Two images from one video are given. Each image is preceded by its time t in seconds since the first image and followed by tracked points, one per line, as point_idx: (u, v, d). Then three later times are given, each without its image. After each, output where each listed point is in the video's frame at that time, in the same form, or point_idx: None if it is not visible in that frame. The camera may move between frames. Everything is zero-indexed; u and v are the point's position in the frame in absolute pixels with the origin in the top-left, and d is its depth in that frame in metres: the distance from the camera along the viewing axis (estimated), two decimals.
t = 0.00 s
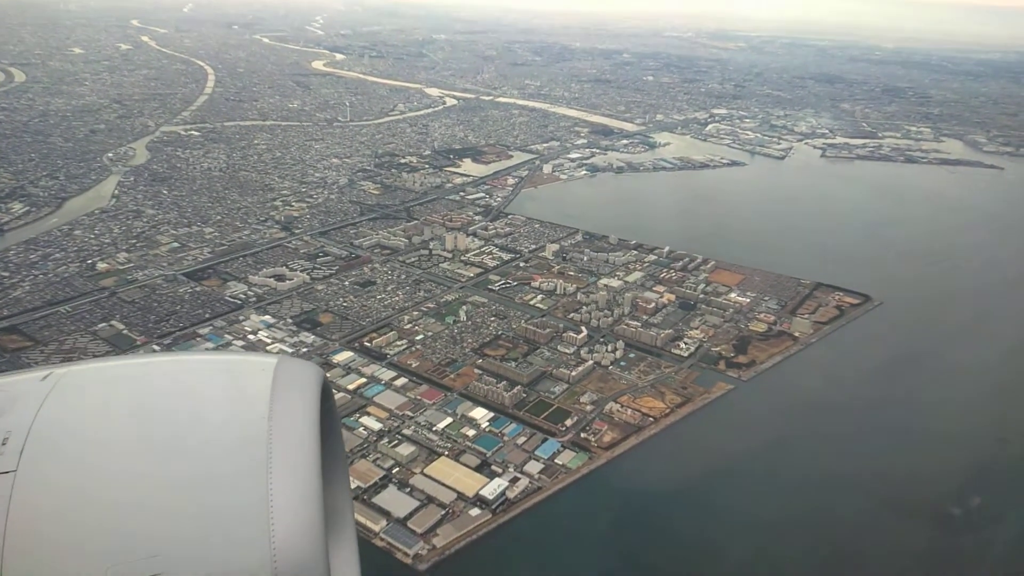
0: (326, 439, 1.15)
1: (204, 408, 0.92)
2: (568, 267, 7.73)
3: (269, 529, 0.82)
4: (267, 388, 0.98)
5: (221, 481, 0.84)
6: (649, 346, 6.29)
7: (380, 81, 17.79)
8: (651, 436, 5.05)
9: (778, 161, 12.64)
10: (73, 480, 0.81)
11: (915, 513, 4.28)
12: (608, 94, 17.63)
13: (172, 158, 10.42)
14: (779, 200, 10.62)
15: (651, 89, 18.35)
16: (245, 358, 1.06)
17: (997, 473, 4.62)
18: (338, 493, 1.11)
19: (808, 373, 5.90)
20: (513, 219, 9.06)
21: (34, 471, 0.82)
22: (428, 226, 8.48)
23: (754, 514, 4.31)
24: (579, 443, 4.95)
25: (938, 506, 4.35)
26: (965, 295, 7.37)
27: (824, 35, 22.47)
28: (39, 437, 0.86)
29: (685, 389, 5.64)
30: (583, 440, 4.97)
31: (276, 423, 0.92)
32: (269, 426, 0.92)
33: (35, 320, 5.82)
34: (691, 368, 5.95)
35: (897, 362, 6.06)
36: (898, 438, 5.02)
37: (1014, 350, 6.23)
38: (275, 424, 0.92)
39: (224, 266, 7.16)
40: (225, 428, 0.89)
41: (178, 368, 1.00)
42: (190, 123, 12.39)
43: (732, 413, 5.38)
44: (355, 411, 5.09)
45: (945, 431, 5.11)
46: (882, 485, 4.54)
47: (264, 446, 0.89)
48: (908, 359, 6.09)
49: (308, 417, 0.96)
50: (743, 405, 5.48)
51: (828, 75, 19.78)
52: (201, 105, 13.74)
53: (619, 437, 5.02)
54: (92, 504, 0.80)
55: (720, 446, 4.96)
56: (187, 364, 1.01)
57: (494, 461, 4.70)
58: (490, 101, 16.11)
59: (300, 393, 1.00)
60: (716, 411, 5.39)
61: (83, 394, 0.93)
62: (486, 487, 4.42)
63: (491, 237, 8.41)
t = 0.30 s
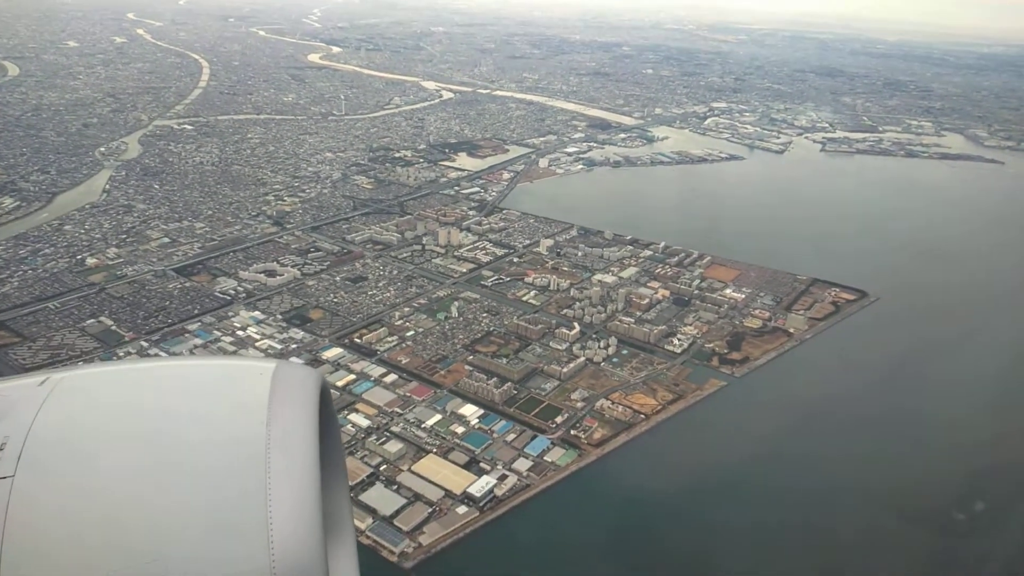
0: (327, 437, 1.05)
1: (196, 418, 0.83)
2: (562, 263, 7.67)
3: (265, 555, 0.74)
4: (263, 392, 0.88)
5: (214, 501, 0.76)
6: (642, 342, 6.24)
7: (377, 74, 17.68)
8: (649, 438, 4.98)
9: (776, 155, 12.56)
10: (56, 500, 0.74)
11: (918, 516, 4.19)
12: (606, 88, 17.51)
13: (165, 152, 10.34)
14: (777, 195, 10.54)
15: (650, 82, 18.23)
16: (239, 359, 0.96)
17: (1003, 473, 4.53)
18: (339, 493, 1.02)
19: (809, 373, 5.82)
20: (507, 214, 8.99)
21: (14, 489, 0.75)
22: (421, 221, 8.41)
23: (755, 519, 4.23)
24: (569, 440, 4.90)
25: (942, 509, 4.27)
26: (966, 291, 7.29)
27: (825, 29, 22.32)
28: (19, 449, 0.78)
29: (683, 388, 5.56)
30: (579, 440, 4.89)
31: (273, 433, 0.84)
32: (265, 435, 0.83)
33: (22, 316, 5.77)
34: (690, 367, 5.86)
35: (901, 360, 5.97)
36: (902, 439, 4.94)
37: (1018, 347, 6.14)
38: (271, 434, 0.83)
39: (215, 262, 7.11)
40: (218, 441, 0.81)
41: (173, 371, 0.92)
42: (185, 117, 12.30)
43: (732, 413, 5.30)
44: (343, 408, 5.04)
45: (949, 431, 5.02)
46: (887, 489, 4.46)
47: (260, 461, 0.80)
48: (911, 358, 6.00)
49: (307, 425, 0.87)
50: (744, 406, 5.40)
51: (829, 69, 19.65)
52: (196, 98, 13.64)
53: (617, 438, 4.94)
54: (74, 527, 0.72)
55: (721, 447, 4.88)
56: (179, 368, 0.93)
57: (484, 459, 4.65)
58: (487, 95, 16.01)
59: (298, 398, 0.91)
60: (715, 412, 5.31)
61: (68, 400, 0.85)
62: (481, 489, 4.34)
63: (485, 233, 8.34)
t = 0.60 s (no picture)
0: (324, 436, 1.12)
1: (206, 416, 0.90)
2: (555, 256, 7.74)
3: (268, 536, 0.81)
4: (266, 394, 0.96)
5: (222, 487, 0.82)
6: (632, 333, 6.32)
7: (376, 67, 17.72)
8: (645, 433, 5.03)
9: (772, 150, 12.61)
10: (76, 491, 0.80)
11: (913, 516, 4.27)
12: (604, 81, 17.55)
13: (163, 143, 10.40)
14: (773, 189, 10.59)
15: (648, 76, 18.27)
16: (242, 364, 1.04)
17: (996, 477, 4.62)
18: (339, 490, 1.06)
19: (805, 369, 5.86)
20: (502, 207, 9.06)
21: (37, 479, 0.81)
22: (416, 214, 8.48)
23: (754, 517, 4.29)
24: (557, 431, 4.98)
25: (936, 509, 4.34)
26: (959, 289, 7.36)
27: (824, 23, 22.33)
28: (41, 445, 0.85)
29: (679, 383, 5.61)
30: (576, 435, 4.94)
31: (276, 430, 0.91)
32: (269, 432, 0.90)
33: (19, 307, 5.84)
34: (686, 363, 5.90)
35: (897, 359, 6.02)
36: (896, 439, 5.00)
37: (1009, 349, 6.23)
38: (275, 430, 0.91)
39: (211, 253, 7.18)
40: (226, 437, 0.88)
41: (181, 375, 0.99)
42: (183, 109, 12.35)
43: (728, 409, 5.34)
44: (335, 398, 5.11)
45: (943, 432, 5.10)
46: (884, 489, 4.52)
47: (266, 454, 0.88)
48: (907, 357, 6.06)
49: (308, 423, 0.95)
50: (740, 402, 5.44)
51: (827, 64, 19.69)
52: (195, 90, 13.68)
53: (614, 434, 4.98)
54: (93, 514, 0.79)
55: (719, 444, 4.92)
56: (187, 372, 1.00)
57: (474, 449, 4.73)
58: (485, 88, 16.04)
59: (299, 398, 0.98)
60: (712, 407, 5.36)
61: (85, 401, 0.92)
62: (480, 485, 4.39)
63: (480, 225, 8.41)
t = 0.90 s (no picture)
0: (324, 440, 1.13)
1: (208, 416, 0.90)
2: (550, 249, 7.72)
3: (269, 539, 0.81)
4: (269, 395, 0.96)
5: (224, 487, 0.83)
6: (624, 327, 6.31)
7: (374, 58, 17.66)
8: (641, 432, 4.97)
9: (770, 143, 12.56)
10: (78, 491, 0.80)
11: (912, 516, 4.17)
12: (603, 74, 17.48)
13: (159, 135, 10.37)
14: (771, 183, 10.54)
15: (647, 68, 18.20)
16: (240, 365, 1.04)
17: (1001, 472, 4.49)
18: (339, 493, 1.08)
19: (806, 367, 5.78)
20: (498, 199, 9.03)
21: (39, 479, 0.81)
22: (411, 206, 8.45)
23: (751, 518, 4.21)
24: (547, 424, 4.98)
25: (938, 507, 4.24)
26: (961, 284, 7.26)
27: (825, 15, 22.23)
28: (41, 445, 0.84)
29: (676, 382, 5.54)
30: (572, 435, 4.88)
31: (277, 430, 0.91)
32: (271, 433, 0.91)
33: (11, 298, 5.85)
34: (684, 362, 5.82)
35: (900, 356, 5.93)
36: (899, 437, 4.91)
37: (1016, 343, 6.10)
38: (276, 431, 0.91)
39: (204, 245, 7.18)
40: (230, 437, 0.88)
41: (183, 376, 0.99)
42: (181, 101, 12.33)
43: (728, 408, 5.26)
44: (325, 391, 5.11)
45: (947, 429, 4.99)
46: (885, 489, 4.42)
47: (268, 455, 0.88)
48: (910, 354, 5.96)
49: (308, 425, 0.95)
50: (740, 401, 5.35)
51: (828, 56, 19.60)
52: (192, 82, 13.63)
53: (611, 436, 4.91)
54: (98, 515, 0.78)
55: (717, 444, 4.84)
56: (188, 372, 0.99)
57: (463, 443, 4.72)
58: (484, 80, 15.99)
59: (298, 399, 0.98)
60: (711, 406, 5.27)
61: (86, 402, 0.91)
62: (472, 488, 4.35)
63: (475, 218, 8.39)
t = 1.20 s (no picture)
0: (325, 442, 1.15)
1: (208, 423, 0.93)
2: (544, 242, 7.71)
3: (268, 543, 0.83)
4: (268, 402, 0.99)
5: (222, 490, 0.85)
6: (617, 321, 6.30)
7: (372, 50, 17.60)
8: (639, 429, 4.93)
9: (768, 136, 12.52)
10: (81, 496, 0.82)
11: (914, 519, 4.13)
12: (602, 66, 17.41)
13: (154, 127, 10.35)
14: (769, 176, 10.51)
15: (646, 61, 18.12)
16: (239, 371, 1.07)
17: (1005, 477, 4.47)
18: (340, 493, 1.09)
19: (807, 366, 5.71)
20: (492, 192, 9.01)
21: (42, 484, 0.83)
22: (405, 199, 8.43)
23: (752, 520, 4.16)
24: (536, 418, 4.98)
25: (938, 510, 4.22)
26: (960, 281, 7.23)
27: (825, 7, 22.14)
28: (46, 450, 0.87)
29: (674, 382, 5.49)
30: (569, 436, 4.84)
31: (276, 437, 0.94)
32: (270, 439, 0.93)
33: (2, 291, 5.84)
34: (683, 360, 5.77)
35: (903, 355, 5.87)
36: (902, 438, 4.86)
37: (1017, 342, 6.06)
38: (275, 438, 0.94)
39: (197, 238, 7.17)
40: (229, 444, 0.90)
41: (184, 382, 1.01)
42: (176, 92, 12.29)
43: (729, 407, 5.20)
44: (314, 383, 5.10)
45: (948, 430, 4.95)
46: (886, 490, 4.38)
47: (270, 460, 0.91)
48: (912, 353, 5.91)
49: (308, 430, 0.98)
50: (741, 400, 5.29)
51: (828, 49, 19.52)
52: (189, 73, 13.59)
53: (610, 435, 4.86)
54: (99, 518, 0.81)
55: (718, 444, 4.78)
56: (191, 378, 1.02)
57: (452, 437, 4.72)
58: (482, 72, 15.94)
59: (297, 405, 1.01)
60: (711, 405, 5.21)
61: (88, 407, 0.94)
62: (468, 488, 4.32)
63: (469, 211, 8.37)
